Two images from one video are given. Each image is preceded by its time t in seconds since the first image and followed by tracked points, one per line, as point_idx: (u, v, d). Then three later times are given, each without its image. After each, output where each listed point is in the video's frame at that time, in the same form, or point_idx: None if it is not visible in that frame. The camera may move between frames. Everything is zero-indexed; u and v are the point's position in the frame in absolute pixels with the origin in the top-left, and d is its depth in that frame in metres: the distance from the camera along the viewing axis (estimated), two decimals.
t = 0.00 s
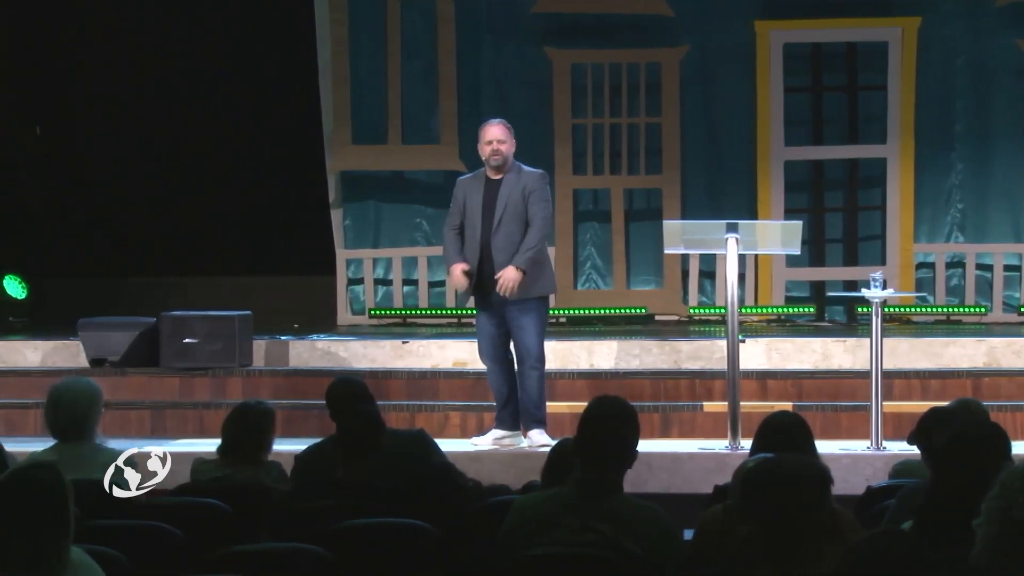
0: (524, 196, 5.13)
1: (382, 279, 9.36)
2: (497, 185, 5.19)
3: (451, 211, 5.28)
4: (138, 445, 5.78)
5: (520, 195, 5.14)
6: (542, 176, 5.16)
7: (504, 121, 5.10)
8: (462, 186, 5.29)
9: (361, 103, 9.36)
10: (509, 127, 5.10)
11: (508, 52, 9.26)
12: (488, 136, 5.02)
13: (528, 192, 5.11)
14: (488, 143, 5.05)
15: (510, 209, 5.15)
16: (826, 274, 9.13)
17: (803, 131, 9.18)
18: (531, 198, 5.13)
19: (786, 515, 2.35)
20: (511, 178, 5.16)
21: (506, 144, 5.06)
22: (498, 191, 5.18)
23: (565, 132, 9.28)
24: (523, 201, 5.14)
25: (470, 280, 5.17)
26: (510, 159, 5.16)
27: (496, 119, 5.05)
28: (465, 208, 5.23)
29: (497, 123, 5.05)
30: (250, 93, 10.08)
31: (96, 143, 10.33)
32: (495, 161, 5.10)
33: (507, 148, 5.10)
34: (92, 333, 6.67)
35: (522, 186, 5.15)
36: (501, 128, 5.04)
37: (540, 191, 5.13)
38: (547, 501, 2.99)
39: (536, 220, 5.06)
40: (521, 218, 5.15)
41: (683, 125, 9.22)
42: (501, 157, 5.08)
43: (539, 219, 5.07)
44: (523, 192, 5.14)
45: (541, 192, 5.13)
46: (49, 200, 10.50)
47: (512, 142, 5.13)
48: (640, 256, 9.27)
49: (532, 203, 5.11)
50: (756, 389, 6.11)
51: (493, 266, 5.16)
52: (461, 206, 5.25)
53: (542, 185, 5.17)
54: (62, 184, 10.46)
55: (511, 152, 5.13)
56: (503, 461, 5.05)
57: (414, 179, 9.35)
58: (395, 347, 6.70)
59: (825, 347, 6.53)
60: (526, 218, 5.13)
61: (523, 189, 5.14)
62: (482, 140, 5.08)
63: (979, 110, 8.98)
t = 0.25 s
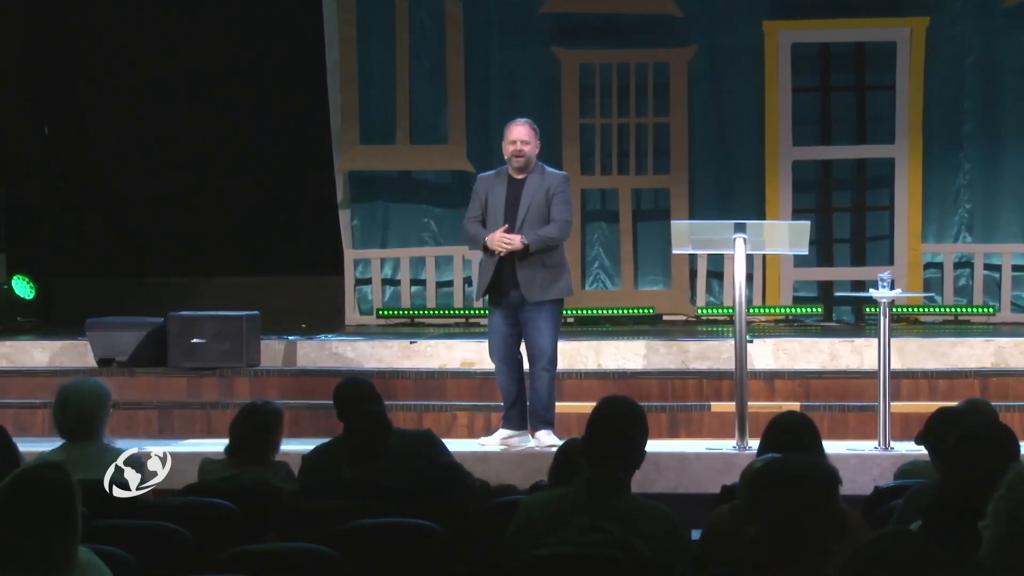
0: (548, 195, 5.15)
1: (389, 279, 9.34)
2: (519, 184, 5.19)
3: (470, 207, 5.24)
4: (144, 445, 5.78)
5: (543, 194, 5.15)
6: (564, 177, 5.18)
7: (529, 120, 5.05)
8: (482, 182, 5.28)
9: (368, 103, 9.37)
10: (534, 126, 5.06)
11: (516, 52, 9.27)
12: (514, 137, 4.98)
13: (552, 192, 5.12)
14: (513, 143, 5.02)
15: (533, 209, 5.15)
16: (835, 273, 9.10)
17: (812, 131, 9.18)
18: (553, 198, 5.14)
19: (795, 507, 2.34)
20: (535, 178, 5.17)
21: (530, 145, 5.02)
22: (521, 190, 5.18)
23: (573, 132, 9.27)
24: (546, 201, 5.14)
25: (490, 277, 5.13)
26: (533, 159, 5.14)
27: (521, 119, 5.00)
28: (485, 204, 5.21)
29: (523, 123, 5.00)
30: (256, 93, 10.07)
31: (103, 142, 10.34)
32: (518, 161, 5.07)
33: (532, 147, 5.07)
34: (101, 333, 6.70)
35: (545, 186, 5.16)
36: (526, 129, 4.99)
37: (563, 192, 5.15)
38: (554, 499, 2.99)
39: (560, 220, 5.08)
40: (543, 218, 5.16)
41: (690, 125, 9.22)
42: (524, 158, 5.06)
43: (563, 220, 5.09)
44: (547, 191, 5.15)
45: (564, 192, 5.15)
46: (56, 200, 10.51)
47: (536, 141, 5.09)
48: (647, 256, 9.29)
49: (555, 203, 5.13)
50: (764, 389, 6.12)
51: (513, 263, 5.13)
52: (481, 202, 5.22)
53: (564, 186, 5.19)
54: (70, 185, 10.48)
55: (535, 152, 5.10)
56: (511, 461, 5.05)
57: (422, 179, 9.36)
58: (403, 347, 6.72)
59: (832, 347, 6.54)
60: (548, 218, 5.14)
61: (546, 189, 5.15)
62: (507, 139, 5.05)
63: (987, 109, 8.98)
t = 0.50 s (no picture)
0: (559, 201, 5.14)
1: (389, 279, 9.35)
2: (530, 187, 5.16)
3: (479, 208, 5.21)
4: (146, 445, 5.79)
5: (555, 198, 5.13)
6: (575, 180, 5.17)
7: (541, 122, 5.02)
8: (491, 184, 5.23)
9: (369, 103, 9.36)
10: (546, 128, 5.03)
11: (517, 51, 9.27)
12: (528, 139, 4.95)
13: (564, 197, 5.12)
14: (528, 148, 4.98)
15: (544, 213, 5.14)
16: (834, 273, 9.11)
17: (811, 131, 9.18)
18: (564, 203, 5.14)
19: (794, 515, 2.33)
20: (546, 181, 5.15)
21: (544, 148, 5.00)
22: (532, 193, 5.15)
23: (574, 132, 9.27)
24: (557, 205, 5.14)
25: (501, 281, 5.13)
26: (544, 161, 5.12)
27: (534, 121, 4.97)
28: (495, 206, 5.18)
29: (536, 125, 4.97)
30: (256, 93, 10.06)
31: (104, 142, 10.34)
32: (531, 164, 5.04)
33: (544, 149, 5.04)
34: (100, 334, 6.70)
35: (556, 190, 5.15)
36: (540, 132, 4.96)
37: (574, 196, 5.15)
38: (557, 501, 2.99)
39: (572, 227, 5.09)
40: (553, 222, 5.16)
41: (691, 125, 9.23)
42: (539, 161, 5.03)
43: (574, 226, 5.10)
44: (559, 196, 5.14)
45: (575, 197, 5.15)
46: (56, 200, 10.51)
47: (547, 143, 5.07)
48: (647, 257, 9.29)
49: (566, 208, 5.13)
50: (764, 389, 6.13)
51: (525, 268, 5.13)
52: (491, 205, 5.19)
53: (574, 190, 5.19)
54: (70, 185, 10.48)
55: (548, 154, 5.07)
56: (512, 462, 5.05)
57: (423, 180, 9.37)
58: (404, 347, 6.73)
59: (833, 347, 6.55)
60: (560, 223, 5.14)
61: (558, 193, 5.14)
62: (519, 142, 5.01)
63: (988, 110, 8.99)
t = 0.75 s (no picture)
0: (556, 203, 5.13)
1: (386, 280, 9.35)
2: (527, 187, 5.14)
3: (472, 209, 5.19)
4: (143, 446, 5.79)
5: (552, 199, 5.13)
6: (570, 181, 5.19)
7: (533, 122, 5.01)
8: (484, 184, 5.21)
9: (366, 103, 9.35)
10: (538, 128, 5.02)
11: (514, 52, 9.27)
12: (520, 140, 4.94)
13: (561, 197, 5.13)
14: (519, 148, 4.97)
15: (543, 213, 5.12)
16: (831, 274, 9.11)
17: (808, 131, 9.18)
18: (561, 203, 5.15)
19: (791, 515, 2.32)
20: (542, 182, 5.14)
21: (535, 149, 4.99)
22: (529, 194, 5.13)
23: (571, 132, 9.27)
24: (555, 205, 5.13)
25: (498, 281, 5.10)
26: (536, 162, 5.11)
27: (527, 122, 4.95)
28: (489, 206, 5.15)
29: (529, 125, 4.95)
30: (253, 93, 10.05)
31: (102, 142, 10.34)
32: (523, 164, 5.04)
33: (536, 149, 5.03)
34: (96, 334, 6.69)
35: (552, 190, 5.14)
36: (532, 133, 4.95)
37: (570, 196, 5.16)
38: (554, 500, 2.99)
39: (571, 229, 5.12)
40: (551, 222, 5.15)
41: (687, 126, 9.23)
42: (530, 161, 5.02)
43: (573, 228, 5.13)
44: (556, 198, 5.14)
45: (572, 198, 5.16)
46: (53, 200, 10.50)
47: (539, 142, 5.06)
48: (644, 257, 9.30)
49: (564, 208, 5.14)
50: (760, 389, 6.13)
51: (522, 268, 5.12)
52: (485, 205, 5.17)
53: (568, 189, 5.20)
54: (68, 186, 10.48)
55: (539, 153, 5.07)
56: (508, 462, 5.05)
57: (419, 181, 9.37)
58: (400, 347, 6.74)
59: (829, 347, 6.55)
60: (558, 224, 5.15)
61: (555, 193, 5.13)
62: (511, 142, 4.99)
63: (985, 110, 8.99)
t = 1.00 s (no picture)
0: (544, 200, 5.12)
1: (382, 279, 9.35)
2: (513, 187, 5.13)
3: (459, 209, 5.16)
4: (139, 446, 5.79)
5: (540, 197, 5.12)
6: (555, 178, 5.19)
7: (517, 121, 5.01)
8: (469, 184, 5.18)
9: (362, 103, 9.35)
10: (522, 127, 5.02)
11: (511, 52, 9.27)
12: (505, 139, 4.93)
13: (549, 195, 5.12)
14: (505, 147, 4.96)
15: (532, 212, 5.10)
16: (827, 274, 9.12)
17: (804, 132, 9.18)
18: (548, 200, 5.14)
19: (788, 514, 2.32)
20: (529, 180, 5.13)
21: (521, 147, 4.98)
22: (517, 192, 5.11)
23: (567, 133, 9.27)
24: (543, 203, 5.12)
25: (489, 281, 5.09)
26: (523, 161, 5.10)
27: (511, 120, 4.95)
28: (476, 207, 5.13)
29: (512, 124, 4.95)
30: (249, 93, 10.05)
31: (97, 142, 10.33)
32: (511, 163, 5.02)
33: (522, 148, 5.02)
34: (94, 334, 6.66)
35: (539, 189, 5.13)
36: (517, 131, 4.95)
37: (557, 194, 5.16)
38: (552, 501, 2.99)
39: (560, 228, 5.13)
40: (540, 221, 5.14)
41: (683, 126, 9.23)
42: (517, 160, 5.01)
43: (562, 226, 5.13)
44: (543, 196, 5.13)
45: (559, 195, 5.16)
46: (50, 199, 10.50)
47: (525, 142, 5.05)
48: (640, 257, 9.28)
49: (551, 206, 5.14)
50: (757, 390, 6.13)
51: (513, 268, 5.11)
52: (472, 205, 5.14)
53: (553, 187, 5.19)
54: (64, 185, 10.48)
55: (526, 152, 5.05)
56: (505, 462, 5.05)
57: (415, 181, 9.36)
58: (397, 348, 6.75)
59: (825, 347, 6.56)
60: (547, 222, 5.14)
61: (542, 191, 5.13)
62: (497, 142, 4.99)
63: (981, 110, 9.00)
